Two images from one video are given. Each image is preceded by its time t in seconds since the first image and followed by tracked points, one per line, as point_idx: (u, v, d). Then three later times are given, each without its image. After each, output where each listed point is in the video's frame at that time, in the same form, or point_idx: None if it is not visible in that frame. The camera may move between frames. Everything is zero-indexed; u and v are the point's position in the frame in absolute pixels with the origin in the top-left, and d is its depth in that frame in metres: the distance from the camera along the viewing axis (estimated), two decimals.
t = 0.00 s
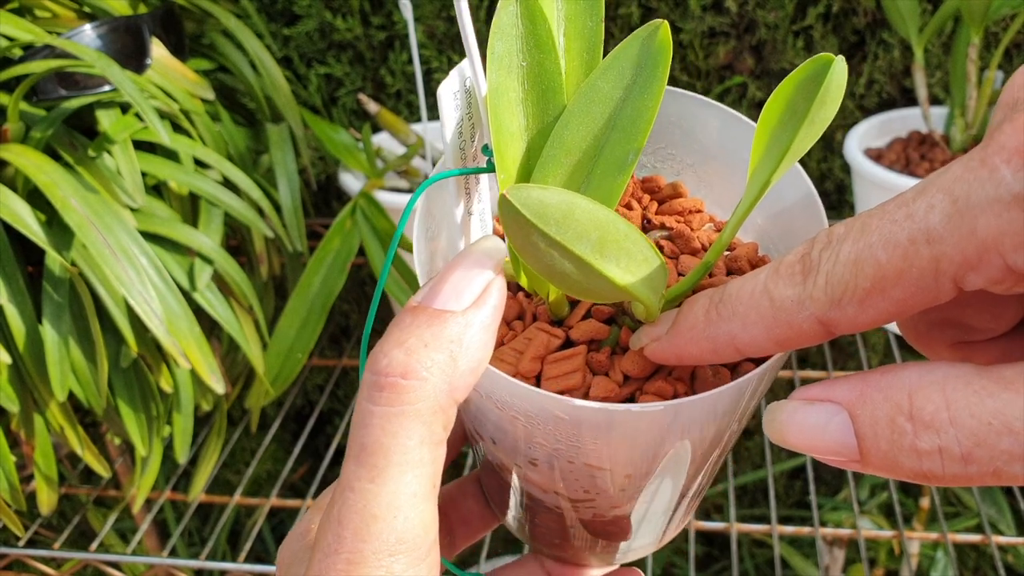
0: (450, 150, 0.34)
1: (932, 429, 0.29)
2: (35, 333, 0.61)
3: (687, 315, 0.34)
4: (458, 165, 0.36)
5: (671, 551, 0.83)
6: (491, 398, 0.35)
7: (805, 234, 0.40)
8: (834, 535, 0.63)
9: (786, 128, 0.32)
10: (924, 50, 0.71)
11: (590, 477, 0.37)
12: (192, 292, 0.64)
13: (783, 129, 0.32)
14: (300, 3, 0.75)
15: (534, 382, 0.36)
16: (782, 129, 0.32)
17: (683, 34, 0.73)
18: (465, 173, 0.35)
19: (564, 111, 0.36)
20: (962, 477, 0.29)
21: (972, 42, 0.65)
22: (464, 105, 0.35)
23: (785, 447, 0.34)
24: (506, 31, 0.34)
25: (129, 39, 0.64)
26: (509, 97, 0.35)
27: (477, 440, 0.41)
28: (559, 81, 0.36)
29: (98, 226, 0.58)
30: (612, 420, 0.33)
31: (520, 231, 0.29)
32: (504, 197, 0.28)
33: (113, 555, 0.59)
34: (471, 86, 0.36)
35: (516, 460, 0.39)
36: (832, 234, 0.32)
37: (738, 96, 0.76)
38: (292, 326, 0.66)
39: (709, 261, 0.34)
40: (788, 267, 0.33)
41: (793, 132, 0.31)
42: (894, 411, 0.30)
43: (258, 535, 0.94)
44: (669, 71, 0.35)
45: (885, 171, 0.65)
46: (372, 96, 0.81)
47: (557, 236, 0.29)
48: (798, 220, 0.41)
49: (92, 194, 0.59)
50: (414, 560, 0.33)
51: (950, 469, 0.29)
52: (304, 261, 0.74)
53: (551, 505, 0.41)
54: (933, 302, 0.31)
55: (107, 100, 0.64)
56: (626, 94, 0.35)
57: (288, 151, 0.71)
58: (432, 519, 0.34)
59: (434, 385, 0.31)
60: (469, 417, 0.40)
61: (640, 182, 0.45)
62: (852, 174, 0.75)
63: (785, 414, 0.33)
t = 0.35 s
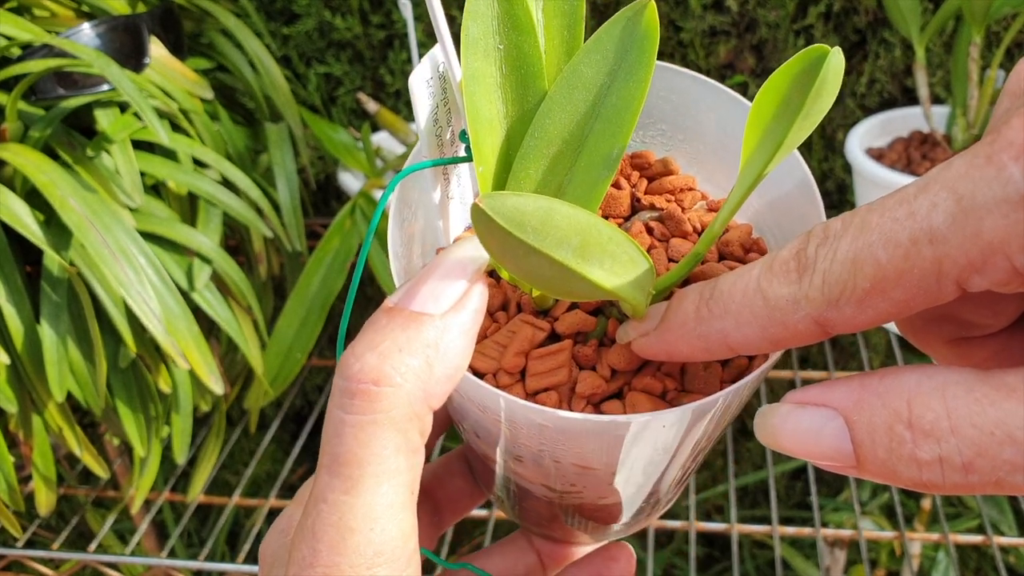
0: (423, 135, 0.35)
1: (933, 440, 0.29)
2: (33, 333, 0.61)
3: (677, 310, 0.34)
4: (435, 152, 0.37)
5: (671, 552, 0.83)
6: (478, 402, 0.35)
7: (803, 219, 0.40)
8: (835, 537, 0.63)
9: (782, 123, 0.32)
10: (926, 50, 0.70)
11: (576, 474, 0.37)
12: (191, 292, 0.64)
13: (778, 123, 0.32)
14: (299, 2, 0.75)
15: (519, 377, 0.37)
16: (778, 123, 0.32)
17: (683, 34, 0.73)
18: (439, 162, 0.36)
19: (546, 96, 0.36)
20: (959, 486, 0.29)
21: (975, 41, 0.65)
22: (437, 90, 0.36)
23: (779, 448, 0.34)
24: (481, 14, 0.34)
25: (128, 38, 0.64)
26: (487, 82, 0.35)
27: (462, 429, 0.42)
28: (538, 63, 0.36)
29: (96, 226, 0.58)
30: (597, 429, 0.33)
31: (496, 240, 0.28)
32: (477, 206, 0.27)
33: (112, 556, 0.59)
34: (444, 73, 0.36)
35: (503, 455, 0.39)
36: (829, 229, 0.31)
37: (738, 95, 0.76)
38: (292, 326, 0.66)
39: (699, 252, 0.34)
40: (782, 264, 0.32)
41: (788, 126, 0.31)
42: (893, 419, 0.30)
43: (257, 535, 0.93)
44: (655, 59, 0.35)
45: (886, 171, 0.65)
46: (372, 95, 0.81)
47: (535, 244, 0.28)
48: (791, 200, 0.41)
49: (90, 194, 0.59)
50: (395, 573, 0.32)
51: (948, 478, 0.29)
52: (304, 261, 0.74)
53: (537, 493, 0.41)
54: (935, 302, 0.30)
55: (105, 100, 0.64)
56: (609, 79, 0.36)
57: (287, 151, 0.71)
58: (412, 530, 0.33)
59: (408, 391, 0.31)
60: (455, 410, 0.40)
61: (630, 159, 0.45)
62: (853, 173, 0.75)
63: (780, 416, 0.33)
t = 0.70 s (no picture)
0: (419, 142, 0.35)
1: (927, 449, 0.29)
2: (33, 333, 0.61)
3: (670, 318, 0.34)
4: (432, 159, 0.37)
5: (671, 552, 0.83)
6: (471, 407, 0.35)
7: (795, 226, 0.40)
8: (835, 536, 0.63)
9: (776, 127, 0.31)
10: (926, 50, 0.70)
11: (570, 481, 0.37)
12: (191, 292, 0.64)
13: (772, 127, 0.32)
14: (299, 2, 0.75)
15: (513, 384, 0.37)
16: (772, 127, 0.32)
17: (683, 33, 0.73)
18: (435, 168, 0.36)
19: (542, 104, 0.36)
20: (953, 495, 0.29)
21: (974, 41, 0.65)
22: (433, 96, 0.36)
23: (772, 458, 0.34)
24: (479, 21, 0.35)
25: (128, 38, 0.64)
26: (483, 89, 0.35)
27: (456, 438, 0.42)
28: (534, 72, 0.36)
29: (97, 226, 0.58)
30: (592, 434, 0.33)
31: (491, 244, 0.28)
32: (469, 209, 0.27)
33: (112, 556, 0.59)
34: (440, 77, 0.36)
35: (496, 462, 0.39)
36: (822, 236, 0.31)
37: (739, 95, 0.76)
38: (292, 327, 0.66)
39: (693, 260, 0.34)
40: (776, 272, 0.32)
41: (783, 129, 0.31)
42: (886, 427, 0.30)
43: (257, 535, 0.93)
44: (650, 66, 0.35)
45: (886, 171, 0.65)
46: (372, 95, 0.81)
47: (530, 247, 0.28)
48: (786, 210, 0.41)
49: (90, 194, 0.59)
50: None
51: (941, 487, 0.29)
52: (304, 261, 0.74)
53: (531, 502, 0.41)
54: (927, 310, 0.30)
55: (105, 100, 0.64)
56: (605, 87, 0.36)
57: (287, 151, 0.71)
58: (407, 534, 0.33)
59: (402, 395, 0.31)
60: (449, 417, 0.40)
61: (626, 169, 0.45)
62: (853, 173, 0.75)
63: (772, 425, 0.33)
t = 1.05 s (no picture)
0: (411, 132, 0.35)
1: (916, 433, 0.29)
2: (33, 333, 0.61)
3: (662, 305, 0.34)
4: (424, 149, 0.37)
5: (672, 552, 0.83)
6: (461, 395, 0.35)
7: (788, 218, 0.40)
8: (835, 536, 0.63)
9: (763, 115, 0.32)
10: (925, 50, 0.70)
11: (562, 473, 0.37)
12: (191, 292, 0.64)
13: (759, 114, 0.32)
14: (299, 2, 0.74)
15: (506, 375, 0.37)
16: (760, 114, 0.32)
17: (683, 34, 0.73)
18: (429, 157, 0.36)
19: (533, 93, 0.36)
20: (941, 480, 0.29)
21: (974, 41, 0.65)
22: (425, 86, 0.36)
23: (761, 447, 0.34)
24: (470, 10, 0.35)
25: (128, 39, 0.64)
26: (475, 78, 0.35)
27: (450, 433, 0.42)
28: (526, 61, 0.36)
29: (97, 227, 0.57)
30: (583, 421, 0.32)
31: (480, 227, 0.28)
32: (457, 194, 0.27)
33: (113, 556, 0.59)
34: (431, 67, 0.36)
35: (489, 454, 0.39)
36: (813, 222, 0.31)
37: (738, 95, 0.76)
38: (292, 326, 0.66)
39: (682, 250, 0.34)
40: (766, 258, 0.32)
41: (770, 117, 0.31)
42: (875, 414, 0.30)
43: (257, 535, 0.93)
44: (640, 54, 0.35)
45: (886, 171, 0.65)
46: (372, 95, 0.81)
47: (518, 231, 0.28)
48: (778, 202, 0.41)
49: (90, 194, 0.59)
50: (384, 566, 0.32)
51: (931, 472, 0.29)
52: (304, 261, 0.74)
53: (525, 498, 0.41)
54: (916, 296, 0.30)
55: (105, 100, 0.64)
56: (596, 76, 0.36)
57: (287, 151, 0.71)
58: (400, 522, 0.33)
59: (394, 384, 0.31)
60: (442, 409, 0.40)
61: (618, 163, 0.45)
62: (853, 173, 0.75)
63: (761, 414, 0.33)
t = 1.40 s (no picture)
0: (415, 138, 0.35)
1: (917, 437, 0.29)
2: (33, 333, 0.61)
3: (664, 306, 0.34)
4: (428, 154, 0.37)
5: (672, 552, 0.83)
6: (463, 397, 0.35)
7: (788, 222, 0.40)
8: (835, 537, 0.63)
9: (761, 119, 0.32)
10: (926, 50, 0.70)
11: (564, 475, 0.37)
12: (191, 292, 0.64)
13: (758, 118, 0.32)
14: (299, 2, 0.74)
15: (508, 378, 0.37)
16: (758, 118, 0.32)
17: (683, 34, 0.73)
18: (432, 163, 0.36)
19: (535, 98, 0.36)
20: (942, 485, 0.29)
21: (974, 41, 0.65)
22: (428, 91, 0.36)
23: (764, 453, 0.34)
24: (473, 16, 0.34)
25: (128, 39, 0.64)
26: (478, 84, 0.35)
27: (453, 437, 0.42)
28: (528, 66, 0.36)
29: (97, 227, 0.57)
30: (585, 423, 0.32)
31: (483, 226, 0.28)
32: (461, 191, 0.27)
33: (112, 556, 0.59)
34: (434, 73, 0.36)
35: (492, 458, 0.39)
36: (813, 226, 0.31)
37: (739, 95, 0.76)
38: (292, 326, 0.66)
39: (684, 254, 0.34)
40: (767, 260, 0.32)
41: (768, 121, 0.31)
42: (876, 418, 0.29)
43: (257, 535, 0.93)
44: (642, 58, 0.35)
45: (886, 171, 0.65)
46: (372, 95, 0.81)
47: (520, 230, 0.28)
48: (779, 205, 0.41)
49: (90, 194, 0.59)
50: (389, 567, 0.32)
51: (931, 476, 0.29)
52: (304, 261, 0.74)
53: (527, 501, 0.41)
54: (915, 300, 0.30)
55: (105, 100, 0.64)
56: (597, 80, 0.36)
57: (287, 151, 0.71)
58: (404, 525, 0.33)
59: (398, 387, 0.31)
60: (445, 413, 0.40)
61: (619, 169, 0.45)
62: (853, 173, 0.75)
63: (764, 420, 0.33)
